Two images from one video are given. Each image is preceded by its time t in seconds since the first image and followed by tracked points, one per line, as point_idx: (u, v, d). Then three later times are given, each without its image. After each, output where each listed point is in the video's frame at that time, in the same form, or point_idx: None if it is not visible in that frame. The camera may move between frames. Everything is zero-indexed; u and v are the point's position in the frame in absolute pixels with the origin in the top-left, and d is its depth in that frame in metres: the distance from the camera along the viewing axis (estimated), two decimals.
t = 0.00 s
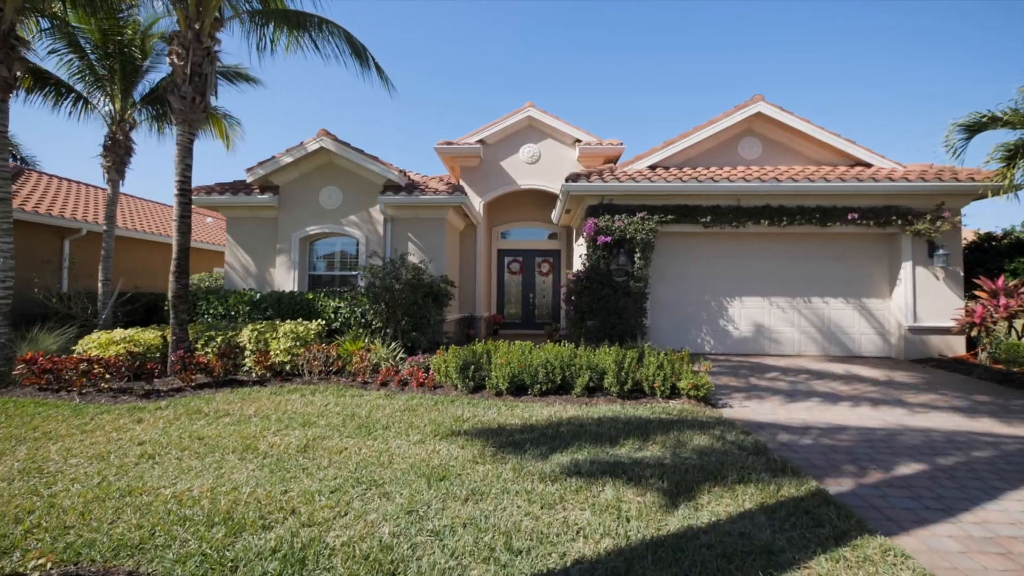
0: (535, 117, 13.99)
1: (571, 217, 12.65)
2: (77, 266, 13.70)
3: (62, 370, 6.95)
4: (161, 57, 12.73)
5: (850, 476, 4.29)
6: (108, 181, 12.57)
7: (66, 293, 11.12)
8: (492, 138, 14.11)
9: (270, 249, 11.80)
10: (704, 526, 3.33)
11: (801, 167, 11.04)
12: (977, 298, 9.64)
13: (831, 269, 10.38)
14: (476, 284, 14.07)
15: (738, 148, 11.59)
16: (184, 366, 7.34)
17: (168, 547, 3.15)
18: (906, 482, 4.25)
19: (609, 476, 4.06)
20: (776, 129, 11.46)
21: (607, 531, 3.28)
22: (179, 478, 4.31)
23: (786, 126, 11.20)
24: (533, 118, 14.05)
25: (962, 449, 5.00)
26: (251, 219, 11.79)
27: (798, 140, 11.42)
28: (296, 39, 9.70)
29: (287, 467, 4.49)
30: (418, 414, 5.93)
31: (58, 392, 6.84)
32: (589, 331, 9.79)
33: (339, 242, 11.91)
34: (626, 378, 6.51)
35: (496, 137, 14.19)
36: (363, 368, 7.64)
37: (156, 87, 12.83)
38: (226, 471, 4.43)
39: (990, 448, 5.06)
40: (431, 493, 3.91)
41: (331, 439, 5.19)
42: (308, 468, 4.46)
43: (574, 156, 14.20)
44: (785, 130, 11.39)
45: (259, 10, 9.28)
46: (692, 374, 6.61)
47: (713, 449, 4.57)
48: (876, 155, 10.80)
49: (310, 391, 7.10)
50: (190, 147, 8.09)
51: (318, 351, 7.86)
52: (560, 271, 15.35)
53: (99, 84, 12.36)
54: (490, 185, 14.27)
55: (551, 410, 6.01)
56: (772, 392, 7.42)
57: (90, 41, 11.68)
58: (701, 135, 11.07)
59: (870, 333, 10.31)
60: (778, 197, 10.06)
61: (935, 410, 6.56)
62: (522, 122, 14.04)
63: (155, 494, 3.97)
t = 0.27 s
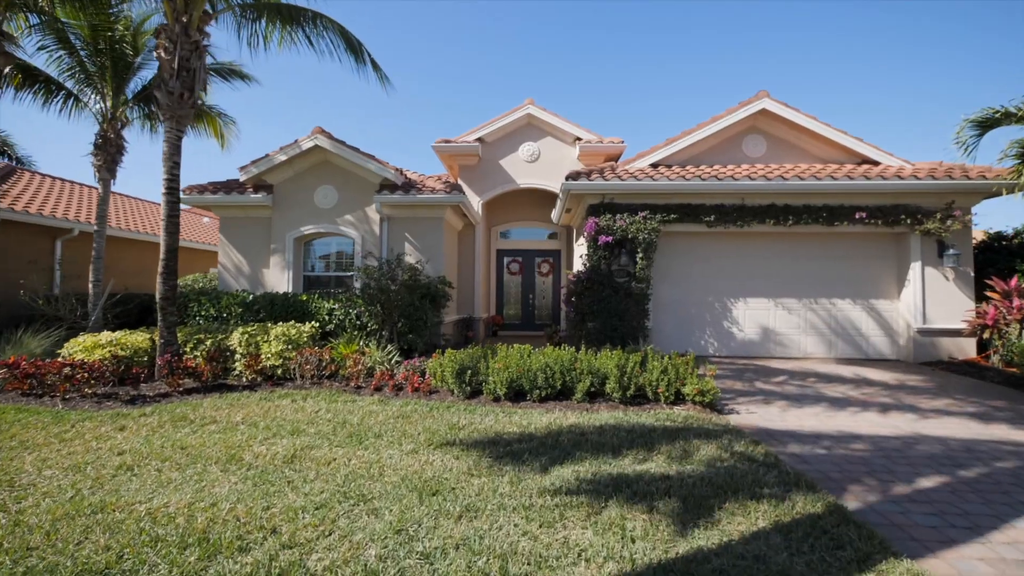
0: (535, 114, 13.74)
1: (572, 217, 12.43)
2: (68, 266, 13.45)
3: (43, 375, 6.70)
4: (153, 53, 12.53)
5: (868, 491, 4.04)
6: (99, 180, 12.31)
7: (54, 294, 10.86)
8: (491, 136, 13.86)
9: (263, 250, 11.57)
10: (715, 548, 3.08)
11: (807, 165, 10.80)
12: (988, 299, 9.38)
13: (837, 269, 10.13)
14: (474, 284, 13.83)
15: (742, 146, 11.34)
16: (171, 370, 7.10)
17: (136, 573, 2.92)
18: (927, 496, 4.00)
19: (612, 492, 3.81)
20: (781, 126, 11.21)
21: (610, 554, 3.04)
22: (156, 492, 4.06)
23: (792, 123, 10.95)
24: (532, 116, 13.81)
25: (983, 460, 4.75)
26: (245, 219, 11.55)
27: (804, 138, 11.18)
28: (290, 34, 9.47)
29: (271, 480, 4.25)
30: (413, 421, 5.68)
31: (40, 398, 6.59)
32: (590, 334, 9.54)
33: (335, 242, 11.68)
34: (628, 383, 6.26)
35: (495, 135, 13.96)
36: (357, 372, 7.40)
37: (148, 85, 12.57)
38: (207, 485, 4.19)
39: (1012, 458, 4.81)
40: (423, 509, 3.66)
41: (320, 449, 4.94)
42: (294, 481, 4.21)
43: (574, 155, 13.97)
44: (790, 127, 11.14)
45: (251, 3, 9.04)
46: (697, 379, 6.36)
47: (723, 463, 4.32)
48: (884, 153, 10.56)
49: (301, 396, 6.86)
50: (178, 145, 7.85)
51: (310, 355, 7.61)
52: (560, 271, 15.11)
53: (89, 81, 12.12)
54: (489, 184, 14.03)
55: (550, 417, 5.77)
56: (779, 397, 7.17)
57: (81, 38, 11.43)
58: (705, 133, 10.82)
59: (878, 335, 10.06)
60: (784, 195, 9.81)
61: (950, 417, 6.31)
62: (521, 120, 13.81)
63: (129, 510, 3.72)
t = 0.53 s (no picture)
0: (535, 112, 13.50)
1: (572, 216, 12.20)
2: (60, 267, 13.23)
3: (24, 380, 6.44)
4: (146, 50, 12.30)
5: (890, 506, 3.80)
6: (91, 178, 12.07)
7: (42, 296, 10.61)
8: (491, 134, 13.62)
9: (258, 250, 11.34)
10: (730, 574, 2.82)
11: (814, 163, 10.55)
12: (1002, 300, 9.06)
13: (845, 270, 9.88)
14: (473, 286, 13.58)
15: (747, 144, 11.09)
16: (157, 375, 6.84)
17: None
18: (953, 511, 3.75)
19: (616, 510, 3.55)
20: (787, 123, 10.97)
21: None
22: (131, 508, 3.81)
23: (798, 120, 10.70)
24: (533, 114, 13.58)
25: (1007, 472, 4.50)
26: (238, 218, 11.32)
27: (810, 136, 10.94)
28: (284, 29, 9.25)
29: (254, 494, 4.00)
30: (407, 429, 5.44)
31: (20, 404, 6.34)
32: (592, 336, 9.29)
33: (330, 242, 11.44)
34: (632, 389, 6.01)
35: (495, 134, 13.72)
36: (350, 377, 7.16)
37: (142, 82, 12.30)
38: (186, 500, 3.94)
39: None
40: (414, 527, 3.41)
41: (308, 459, 4.68)
42: (278, 495, 3.97)
43: (575, 154, 13.74)
44: (797, 124, 10.89)
45: None
46: (703, 384, 6.12)
47: (734, 477, 4.06)
48: (892, 151, 10.32)
49: (292, 402, 6.61)
50: (166, 141, 7.61)
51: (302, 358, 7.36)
52: (560, 272, 14.86)
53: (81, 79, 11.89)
54: (489, 183, 13.78)
55: (550, 425, 5.52)
56: (788, 402, 6.92)
57: (72, 34, 11.19)
58: (709, 130, 10.58)
59: (887, 337, 9.81)
60: (790, 194, 9.57)
61: (968, 423, 6.05)
62: (521, 118, 13.57)
63: (98, 529, 3.47)
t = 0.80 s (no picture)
0: (535, 110, 13.25)
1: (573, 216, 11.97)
2: (52, 267, 13.01)
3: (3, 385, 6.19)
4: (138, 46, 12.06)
5: (915, 523, 3.55)
6: (81, 177, 11.80)
7: (30, 296, 10.37)
8: (490, 132, 13.37)
9: (251, 249, 11.10)
10: None
11: (821, 160, 10.29)
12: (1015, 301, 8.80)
13: (853, 270, 9.63)
14: (472, 286, 13.33)
15: (752, 141, 10.85)
16: (143, 379, 6.58)
17: None
18: (982, 528, 3.50)
19: (622, 530, 3.30)
20: (793, 120, 10.71)
21: None
22: (102, 525, 3.56)
23: (804, 117, 10.45)
24: (533, 111, 13.33)
25: None
26: (232, 217, 11.08)
27: (816, 133, 10.69)
28: (278, 23, 9.00)
29: (235, 509, 3.75)
30: (401, 436, 5.19)
31: None
32: (593, 338, 9.04)
33: (326, 241, 11.20)
34: (636, 394, 5.76)
35: (494, 132, 13.47)
36: (343, 382, 6.91)
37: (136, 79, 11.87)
38: (162, 516, 3.69)
39: None
40: (405, 548, 3.16)
41: (295, 470, 4.42)
42: (261, 511, 3.71)
43: (576, 152, 13.49)
44: (803, 121, 10.64)
45: None
46: (711, 389, 5.86)
47: (748, 493, 3.81)
48: (901, 148, 10.07)
49: (283, 408, 6.36)
50: (154, 137, 7.35)
51: (293, 361, 7.12)
52: (561, 272, 14.62)
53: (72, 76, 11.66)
54: (488, 181, 13.53)
55: (550, 432, 5.28)
56: (798, 406, 6.67)
57: (61, 29, 10.88)
58: (713, 128, 10.32)
59: (896, 339, 9.57)
60: (797, 192, 9.33)
61: (987, 429, 5.80)
62: (521, 115, 13.32)
63: (64, 551, 3.23)
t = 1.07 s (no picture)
0: (536, 107, 13.01)
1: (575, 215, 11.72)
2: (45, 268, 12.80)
3: None
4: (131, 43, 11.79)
5: (946, 545, 3.31)
6: (74, 176, 11.54)
7: (20, 297, 10.12)
8: (490, 130, 13.13)
9: (246, 250, 10.86)
10: None
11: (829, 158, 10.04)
12: None
13: (863, 271, 9.38)
14: (472, 287, 13.10)
15: (758, 139, 10.59)
16: (129, 384, 6.34)
17: None
18: (1019, 551, 3.26)
19: (631, 555, 3.05)
20: (801, 117, 10.46)
21: None
22: (72, 546, 3.31)
23: (812, 113, 10.19)
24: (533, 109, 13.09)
25: None
26: (227, 217, 10.85)
27: (824, 130, 10.43)
28: (272, 17, 8.76)
29: (215, 528, 3.50)
30: (396, 446, 4.94)
31: None
32: (595, 341, 8.78)
33: (323, 242, 10.96)
34: (642, 401, 5.51)
35: (494, 130, 13.22)
36: (338, 387, 6.67)
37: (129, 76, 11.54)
38: (138, 535, 3.44)
39: None
40: (394, 573, 2.91)
41: (283, 483, 4.18)
42: (243, 530, 3.47)
43: (577, 150, 13.24)
44: (811, 118, 10.38)
45: None
46: (720, 396, 5.62)
47: (765, 513, 3.56)
48: (911, 146, 9.82)
49: (274, 414, 6.11)
50: (142, 134, 7.11)
51: (284, 366, 6.88)
52: (562, 273, 14.38)
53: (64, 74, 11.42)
54: (488, 180, 13.30)
55: (552, 443, 5.03)
56: (810, 411, 6.43)
57: (52, 25, 10.64)
58: (718, 125, 10.06)
59: (907, 342, 9.32)
60: (805, 191, 9.08)
61: (1009, 438, 5.56)
62: (521, 113, 13.07)
63: None
